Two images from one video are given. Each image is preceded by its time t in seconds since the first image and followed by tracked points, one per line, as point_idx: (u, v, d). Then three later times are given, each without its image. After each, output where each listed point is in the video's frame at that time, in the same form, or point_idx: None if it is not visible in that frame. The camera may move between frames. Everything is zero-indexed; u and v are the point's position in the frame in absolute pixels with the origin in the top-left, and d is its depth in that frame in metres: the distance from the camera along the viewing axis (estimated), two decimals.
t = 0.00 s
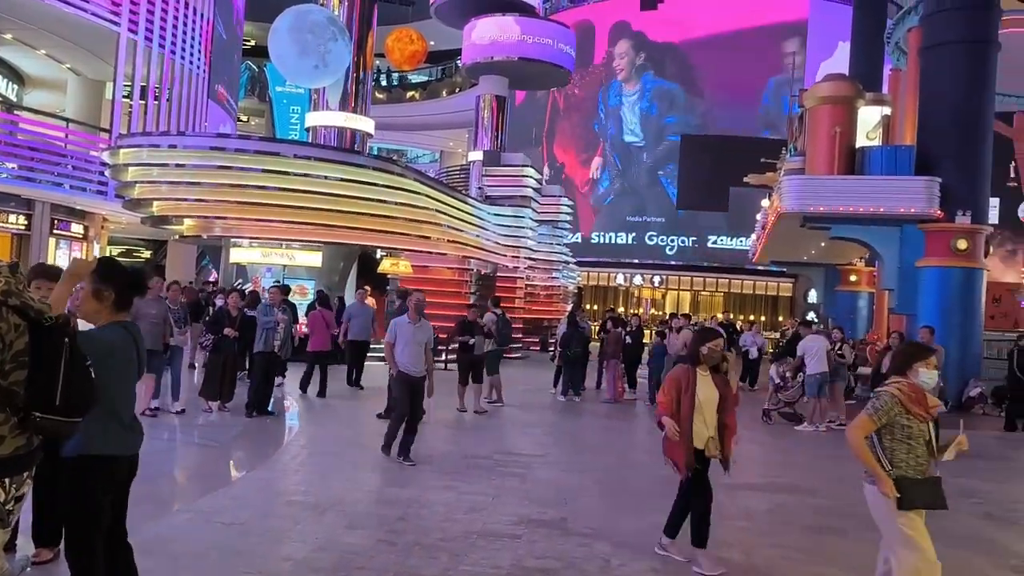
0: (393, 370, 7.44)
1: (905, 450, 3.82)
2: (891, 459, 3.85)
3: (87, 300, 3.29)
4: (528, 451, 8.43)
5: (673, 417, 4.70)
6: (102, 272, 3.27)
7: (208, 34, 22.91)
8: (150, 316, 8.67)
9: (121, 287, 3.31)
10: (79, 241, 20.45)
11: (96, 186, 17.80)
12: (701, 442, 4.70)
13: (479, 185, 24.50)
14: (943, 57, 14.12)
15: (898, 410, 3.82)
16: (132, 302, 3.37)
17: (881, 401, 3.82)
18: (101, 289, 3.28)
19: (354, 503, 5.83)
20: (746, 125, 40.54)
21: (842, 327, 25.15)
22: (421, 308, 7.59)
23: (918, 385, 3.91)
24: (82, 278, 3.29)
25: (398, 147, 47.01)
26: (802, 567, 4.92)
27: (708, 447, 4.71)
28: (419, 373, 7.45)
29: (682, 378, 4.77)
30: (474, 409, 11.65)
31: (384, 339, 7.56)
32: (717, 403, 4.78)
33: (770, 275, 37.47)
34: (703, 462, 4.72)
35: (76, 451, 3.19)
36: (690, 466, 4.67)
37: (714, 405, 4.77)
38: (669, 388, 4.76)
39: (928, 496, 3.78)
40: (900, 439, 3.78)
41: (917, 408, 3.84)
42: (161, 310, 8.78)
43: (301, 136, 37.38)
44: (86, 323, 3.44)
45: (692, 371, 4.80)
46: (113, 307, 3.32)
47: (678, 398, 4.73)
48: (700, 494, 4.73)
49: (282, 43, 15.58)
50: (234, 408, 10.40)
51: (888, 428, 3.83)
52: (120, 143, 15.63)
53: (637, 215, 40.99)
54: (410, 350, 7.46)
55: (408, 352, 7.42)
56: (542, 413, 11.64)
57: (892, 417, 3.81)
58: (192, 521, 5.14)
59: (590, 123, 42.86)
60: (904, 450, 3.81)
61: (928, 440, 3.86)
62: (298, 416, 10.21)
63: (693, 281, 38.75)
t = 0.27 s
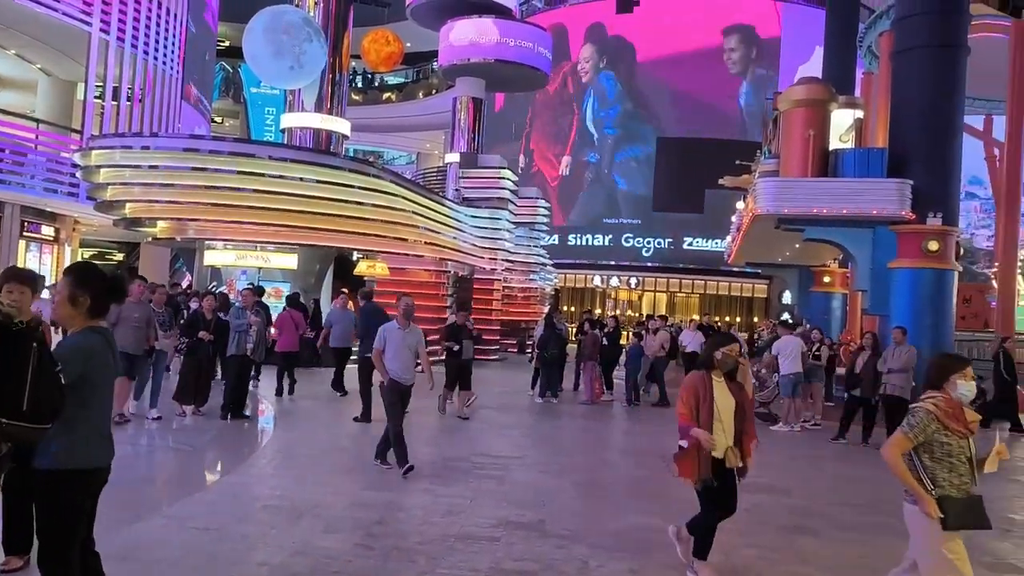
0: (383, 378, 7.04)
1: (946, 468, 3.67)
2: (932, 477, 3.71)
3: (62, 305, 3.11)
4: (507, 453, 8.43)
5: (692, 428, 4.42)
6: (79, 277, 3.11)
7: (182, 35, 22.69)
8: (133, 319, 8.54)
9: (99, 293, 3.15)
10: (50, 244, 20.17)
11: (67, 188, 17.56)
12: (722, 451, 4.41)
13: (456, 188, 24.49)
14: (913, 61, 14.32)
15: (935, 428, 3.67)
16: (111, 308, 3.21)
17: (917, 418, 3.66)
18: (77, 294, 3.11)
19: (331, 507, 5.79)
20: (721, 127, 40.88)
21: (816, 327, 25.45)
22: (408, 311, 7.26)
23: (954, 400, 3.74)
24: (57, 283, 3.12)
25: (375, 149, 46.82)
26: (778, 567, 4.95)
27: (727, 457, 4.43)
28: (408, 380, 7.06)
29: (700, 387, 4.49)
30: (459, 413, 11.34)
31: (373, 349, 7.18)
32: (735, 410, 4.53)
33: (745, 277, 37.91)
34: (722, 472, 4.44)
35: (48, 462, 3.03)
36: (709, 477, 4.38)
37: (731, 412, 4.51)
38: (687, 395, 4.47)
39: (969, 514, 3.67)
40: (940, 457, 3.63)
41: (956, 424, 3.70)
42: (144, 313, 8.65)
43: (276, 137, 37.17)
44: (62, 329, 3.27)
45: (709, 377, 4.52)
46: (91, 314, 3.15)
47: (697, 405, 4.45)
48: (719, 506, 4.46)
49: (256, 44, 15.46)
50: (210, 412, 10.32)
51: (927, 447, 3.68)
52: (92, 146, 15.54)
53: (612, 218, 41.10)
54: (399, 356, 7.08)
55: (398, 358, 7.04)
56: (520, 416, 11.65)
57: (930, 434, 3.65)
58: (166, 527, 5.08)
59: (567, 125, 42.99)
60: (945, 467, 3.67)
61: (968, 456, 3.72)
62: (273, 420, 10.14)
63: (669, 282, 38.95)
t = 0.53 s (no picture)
0: (376, 380, 6.83)
1: (994, 473, 3.21)
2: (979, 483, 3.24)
3: (35, 306, 3.06)
4: (485, 454, 8.42)
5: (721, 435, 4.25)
6: (52, 278, 3.06)
7: (157, 34, 22.45)
8: (116, 324, 8.44)
9: (73, 294, 3.10)
10: (22, 244, 19.90)
11: (39, 188, 17.32)
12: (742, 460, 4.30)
13: (434, 188, 24.44)
14: (887, 62, 14.49)
15: (984, 428, 3.21)
16: (86, 308, 3.16)
17: (966, 423, 3.18)
18: (51, 295, 3.06)
19: (308, 510, 5.75)
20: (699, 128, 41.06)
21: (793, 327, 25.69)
22: (401, 313, 7.07)
23: (999, 401, 3.29)
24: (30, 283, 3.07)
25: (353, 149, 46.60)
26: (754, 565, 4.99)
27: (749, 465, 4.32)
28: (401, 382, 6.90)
29: (725, 393, 4.30)
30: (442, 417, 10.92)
31: (364, 348, 6.94)
32: (759, 420, 4.34)
33: (721, 277, 38.40)
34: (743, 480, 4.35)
35: (28, 465, 2.98)
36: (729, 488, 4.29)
37: (757, 420, 4.33)
38: (708, 402, 4.30)
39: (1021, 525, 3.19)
40: (990, 461, 3.18)
41: (1004, 426, 3.24)
42: (127, 318, 8.56)
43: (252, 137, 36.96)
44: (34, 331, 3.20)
45: (733, 385, 4.32)
46: (66, 315, 3.10)
47: (719, 415, 4.28)
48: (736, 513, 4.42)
49: (232, 42, 15.33)
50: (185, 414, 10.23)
51: (978, 451, 3.21)
52: (64, 145, 15.36)
53: (591, 219, 41.16)
54: (394, 358, 6.88)
55: (390, 361, 6.87)
56: (499, 416, 11.63)
57: (982, 439, 3.19)
58: (139, 531, 5.02)
59: (546, 125, 43.03)
60: (994, 473, 3.21)
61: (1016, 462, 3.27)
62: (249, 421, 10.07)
63: (646, 283, 39.35)
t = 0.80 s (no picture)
0: (366, 384, 6.58)
1: None
2: None
3: (15, 306, 3.01)
4: (464, 454, 8.40)
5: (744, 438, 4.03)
6: (30, 277, 3.02)
7: (131, 31, 22.19)
8: (100, 322, 8.36)
9: (52, 293, 3.07)
10: None
11: (10, 186, 17.07)
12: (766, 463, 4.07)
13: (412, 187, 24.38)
14: (862, 64, 14.63)
15: None
16: (65, 308, 3.12)
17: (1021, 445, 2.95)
18: (30, 294, 3.02)
19: (285, 511, 5.71)
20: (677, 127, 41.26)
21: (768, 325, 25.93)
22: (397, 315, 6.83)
23: None
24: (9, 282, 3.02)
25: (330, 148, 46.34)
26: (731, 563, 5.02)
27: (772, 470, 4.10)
28: (393, 387, 6.64)
29: (751, 395, 4.09)
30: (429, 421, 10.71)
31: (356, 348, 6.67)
32: (784, 421, 4.15)
33: (699, 276, 38.89)
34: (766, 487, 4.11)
35: (7, 468, 2.92)
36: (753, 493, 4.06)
37: (782, 421, 4.14)
38: (732, 403, 4.08)
39: None
40: None
41: None
42: (110, 316, 8.47)
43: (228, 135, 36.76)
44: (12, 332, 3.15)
45: (758, 384, 4.13)
46: (45, 314, 3.06)
47: (743, 416, 4.07)
48: (761, 523, 4.18)
49: (207, 38, 15.18)
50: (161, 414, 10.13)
51: None
52: (35, 142, 15.19)
53: (570, 217, 41.19)
54: (387, 361, 6.62)
55: (384, 366, 6.60)
56: (477, 416, 11.62)
57: None
58: (113, 533, 4.96)
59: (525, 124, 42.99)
60: None
61: None
62: (225, 422, 9.98)
63: (624, 282, 39.82)
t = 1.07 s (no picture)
0: (364, 386, 6.43)
1: None
2: None
3: None
4: (441, 453, 8.37)
5: (766, 451, 3.84)
6: None
7: (103, 26, 21.96)
8: (86, 322, 8.01)
9: (21, 291, 3.01)
10: None
11: None
12: (794, 477, 3.87)
13: (388, 184, 24.44)
14: (836, 64, 14.76)
15: None
16: (33, 308, 3.07)
17: None
18: None
19: (260, 511, 5.66)
20: (653, 126, 41.49)
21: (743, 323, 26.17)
22: (396, 314, 6.62)
23: None
24: None
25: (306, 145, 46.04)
26: (706, 560, 5.04)
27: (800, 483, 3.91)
28: (392, 389, 6.49)
29: (773, 403, 3.92)
30: (416, 424, 10.56)
31: (352, 350, 6.48)
32: (812, 431, 3.96)
33: (676, 274, 39.17)
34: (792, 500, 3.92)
35: None
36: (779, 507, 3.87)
37: (811, 432, 3.95)
38: (757, 414, 3.90)
39: None
40: None
41: None
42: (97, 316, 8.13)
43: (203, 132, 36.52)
44: None
45: (785, 394, 3.94)
46: (13, 312, 3.00)
47: (769, 427, 3.88)
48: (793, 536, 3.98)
49: (180, 34, 15.02)
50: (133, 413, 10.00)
51: None
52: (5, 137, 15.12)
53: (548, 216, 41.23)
54: (384, 362, 6.46)
55: (381, 370, 6.44)
56: (455, 414, 11.60)
57: None
58: (84, 534, 4.89)
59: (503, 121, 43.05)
60: None
61: None
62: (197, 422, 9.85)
63: (601, 281, 40.12)
